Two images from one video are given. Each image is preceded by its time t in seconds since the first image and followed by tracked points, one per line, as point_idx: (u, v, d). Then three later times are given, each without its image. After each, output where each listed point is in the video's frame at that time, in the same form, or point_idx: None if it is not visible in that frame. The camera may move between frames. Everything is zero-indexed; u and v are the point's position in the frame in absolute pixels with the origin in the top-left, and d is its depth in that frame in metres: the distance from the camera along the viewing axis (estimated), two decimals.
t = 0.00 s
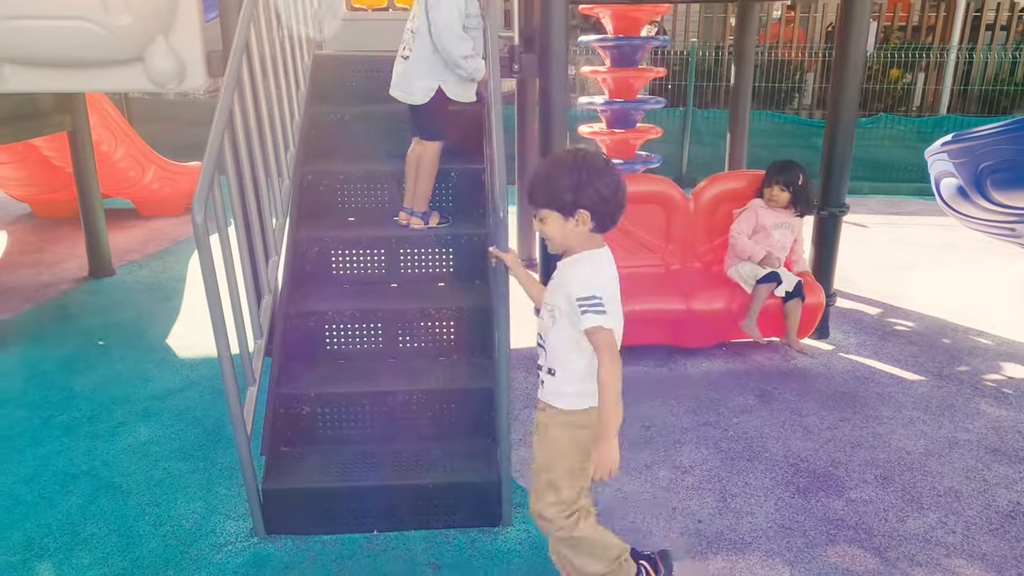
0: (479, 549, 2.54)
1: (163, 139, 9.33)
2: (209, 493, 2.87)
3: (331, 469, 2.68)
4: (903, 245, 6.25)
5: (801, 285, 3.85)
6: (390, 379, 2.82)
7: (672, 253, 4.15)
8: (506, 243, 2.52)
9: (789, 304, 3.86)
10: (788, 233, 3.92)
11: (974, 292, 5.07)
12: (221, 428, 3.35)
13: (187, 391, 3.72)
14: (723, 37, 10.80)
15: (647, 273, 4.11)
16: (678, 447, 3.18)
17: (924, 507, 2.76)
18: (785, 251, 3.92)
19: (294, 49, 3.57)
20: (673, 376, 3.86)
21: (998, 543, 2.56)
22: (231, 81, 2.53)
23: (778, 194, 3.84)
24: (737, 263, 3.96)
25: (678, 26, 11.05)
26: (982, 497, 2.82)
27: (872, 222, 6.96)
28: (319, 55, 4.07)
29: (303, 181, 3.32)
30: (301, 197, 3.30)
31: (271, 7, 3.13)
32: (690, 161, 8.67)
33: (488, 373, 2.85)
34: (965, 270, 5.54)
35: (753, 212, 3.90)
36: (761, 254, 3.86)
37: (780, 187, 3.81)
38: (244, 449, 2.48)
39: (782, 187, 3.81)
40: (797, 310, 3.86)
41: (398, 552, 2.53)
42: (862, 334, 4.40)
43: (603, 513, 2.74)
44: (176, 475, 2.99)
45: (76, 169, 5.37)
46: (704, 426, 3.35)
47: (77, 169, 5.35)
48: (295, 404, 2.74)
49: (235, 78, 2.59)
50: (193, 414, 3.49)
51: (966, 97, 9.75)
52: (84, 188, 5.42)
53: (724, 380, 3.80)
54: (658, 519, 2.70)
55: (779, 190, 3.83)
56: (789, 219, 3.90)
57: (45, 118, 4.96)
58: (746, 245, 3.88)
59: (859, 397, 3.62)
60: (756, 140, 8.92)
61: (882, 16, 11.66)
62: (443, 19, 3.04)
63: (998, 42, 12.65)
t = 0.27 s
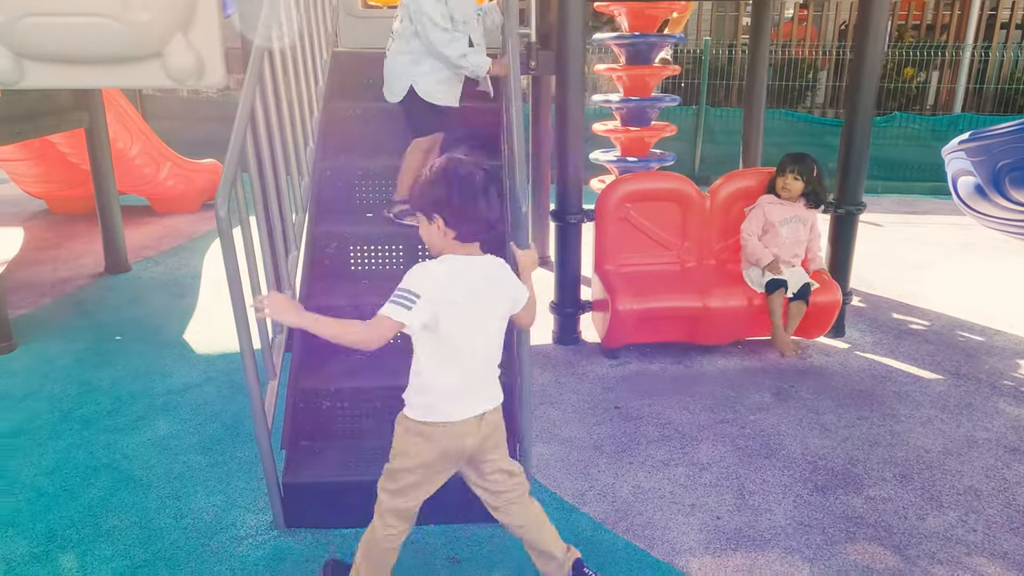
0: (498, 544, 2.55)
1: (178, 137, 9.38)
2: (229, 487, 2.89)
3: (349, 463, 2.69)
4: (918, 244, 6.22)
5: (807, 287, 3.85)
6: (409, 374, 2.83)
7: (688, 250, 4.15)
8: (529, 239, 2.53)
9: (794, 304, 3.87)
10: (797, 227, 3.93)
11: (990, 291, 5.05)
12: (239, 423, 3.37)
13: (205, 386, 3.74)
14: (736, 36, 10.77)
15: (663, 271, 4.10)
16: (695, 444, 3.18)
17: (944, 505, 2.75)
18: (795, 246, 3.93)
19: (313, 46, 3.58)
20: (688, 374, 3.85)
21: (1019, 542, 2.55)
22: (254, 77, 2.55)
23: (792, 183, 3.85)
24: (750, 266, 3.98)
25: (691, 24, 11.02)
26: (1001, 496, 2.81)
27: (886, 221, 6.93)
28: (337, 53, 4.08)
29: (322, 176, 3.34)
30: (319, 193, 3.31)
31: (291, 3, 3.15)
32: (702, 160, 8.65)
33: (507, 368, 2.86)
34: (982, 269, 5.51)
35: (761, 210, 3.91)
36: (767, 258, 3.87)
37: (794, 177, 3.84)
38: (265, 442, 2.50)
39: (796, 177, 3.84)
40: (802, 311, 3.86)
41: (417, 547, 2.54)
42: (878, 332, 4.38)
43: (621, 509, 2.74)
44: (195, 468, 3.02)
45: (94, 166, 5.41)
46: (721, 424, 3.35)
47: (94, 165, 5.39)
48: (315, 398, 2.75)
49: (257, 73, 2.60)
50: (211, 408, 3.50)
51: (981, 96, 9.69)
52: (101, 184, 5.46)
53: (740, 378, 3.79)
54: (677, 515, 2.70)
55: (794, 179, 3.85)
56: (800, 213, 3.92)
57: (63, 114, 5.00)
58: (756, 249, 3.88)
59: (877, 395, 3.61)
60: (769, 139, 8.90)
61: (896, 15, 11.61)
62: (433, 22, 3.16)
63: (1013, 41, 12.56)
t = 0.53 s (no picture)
0: (511, 543, 2.55)
1: (190, 137, 9.43)
2: (243, 485, 2.91)
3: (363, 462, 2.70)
4: (931, 246, 6.19)
5: (817, 288, 3.82)
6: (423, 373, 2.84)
7: (700, 251, 4.14)
8: (544, 241, 2.47)
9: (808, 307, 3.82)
10: (793, 229, 3.93)
11: (1005, 294, 5.02)
12: (253, 422, 3.39)
13: (218, 385, 3.76)
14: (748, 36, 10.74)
15: (675, 272, 4.10)
16: (708, 445, 3.18)
17: (959, 508, 2.74)
18: (793, 248, 3.93)
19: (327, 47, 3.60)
20: (700, 375, 3.85)
21: None
22: (270, 77, 2.56)
23: (781, 185, 3.87)
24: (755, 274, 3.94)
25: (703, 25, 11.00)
26: (1017, 499, 2.80)
27: (899, 223, 6.90)
28: (351, 53, 4.11)
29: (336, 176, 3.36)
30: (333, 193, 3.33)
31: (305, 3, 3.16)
32: (714, 161, 8.63)
33: (519, 368, 2.86)
34: (996, 271, 5.48)
35: (755, 215, 3.93)
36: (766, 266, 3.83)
37: (781, 177, 3.85)
38: (279, 440, 2.51)
39: (783, 177, 3.84)
40: (819, 312, 3.80)
41: (430, 546, 2.55)
42: (892, 334, 4.36)
43: (634, 510, 2.74)
44: (210, 467, 3.04)
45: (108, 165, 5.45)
46: (733, 425, 3.35)
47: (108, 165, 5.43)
48: (329, 398, 2.76)
49: (273, 74, 2.62)
50: (225, 407, 3.52)
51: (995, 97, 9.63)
52: (116, 184, 5.50)
53: (753, 380, 3.79)
54: (690, 516, 2.70)
55: (784, 181, 3.86)
56: (793, 215, 3.93)
57: (78, 113, 5.04)
58: (755, 254, 3.87)
59: (890, 397, 3.60)
60: (780, 139, 8.87)
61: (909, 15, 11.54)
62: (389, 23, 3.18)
63: None
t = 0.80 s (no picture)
0: (520, 546, 2.56)
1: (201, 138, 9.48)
2: (254, 486, 2.92)
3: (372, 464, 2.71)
4: (942, 249, 6.15)
5: (828, 291, 3.80)
6: (432, 375, 2.85)
7: (710, 254, 4.14)
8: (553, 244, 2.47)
9: (818, 311, 3.81)
10: (798, 232, 3.92)
11: (1017, 297, 4.99)
12: (263, 423, 3.40)
13: (229, 385, 3.78)
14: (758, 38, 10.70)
15: (685, 274, 4.10)
16: (717, 448, 3.17)
17: (970, 514, 2.73)
18: (802, 251, 3.91)
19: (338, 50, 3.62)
20: (709, 378, 3.84)
21: None
22: (281, 81, 2.58)
23: (783, 189, 3.89)
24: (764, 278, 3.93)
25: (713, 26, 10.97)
26: None
27: (910, 226, 6.86)
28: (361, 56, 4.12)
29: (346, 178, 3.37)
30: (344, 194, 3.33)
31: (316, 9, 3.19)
32: (723, 163, 8.61)
33: (528, 371, 2.86)
34: (1008, 275, 5.44)
35: (761, 218, 3.93)
36: (773, 270, 3.83)
37: (784, 181, 3.89)
38: (289, 441, 2.53)
39: (785, 181, 3.88)
40: (829, 317, 3.79)
41: (439, 548, 2.56)
42: (902, 338, 4.34)
43: (642, 513, 2.74)
44: (220, 467, 3.05)
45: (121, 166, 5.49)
46: (742, 429, 3.34)
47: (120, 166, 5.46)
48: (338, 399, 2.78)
49: (284, 77, 2.63)
50: (234, 408, 3.54)
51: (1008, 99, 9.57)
52: (128, 184, 5.54)
53: (762, 383, 3.78)
54: (698, 520, 2.70)
55: (785, 185, 3.89)
56: (800, 217, 3.92)
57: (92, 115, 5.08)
58: (762, 259, 3.87)
59: (900, 402, 3.58)
60: (790, 141, 8.84)
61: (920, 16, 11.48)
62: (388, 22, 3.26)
63: None
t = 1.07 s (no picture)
0: (529, 549, 2.56)
1: (211, 139, 9.52)
2: (264, 487, 2.94)
3: (382, 466, 2.71)
4: (953, 252, 6.12)
5: (838, 295, 3.79)
6: (442, 377, 2.86)
7: (720, 257, 4.14)
8: (564, 247, 2.47)
9: (830, 316, 3.80)
10: (809, 236, 3.90)
11: None
12: (273, 424, 3.42)
13: (240, 386, 3.80)
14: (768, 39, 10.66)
15: (695, 278, 4.10)
16: (726, 452, 3.17)
17: (981, 520, 2.71)
18: (813, 255, 3.90)
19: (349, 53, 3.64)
20: (718, 381, 3.84)
21: None
22: (293, 85, 2.60)
23: (795, 192, 3.88)
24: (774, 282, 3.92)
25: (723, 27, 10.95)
26: None
27: (920, 228, 6.83)
28: (372, 58, 4.14)
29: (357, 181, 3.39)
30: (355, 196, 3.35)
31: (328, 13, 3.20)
32: (733, 164, 8.59)
33: (537, 374, 2.87)
34: (1019, 278, 5.41)
35: (772, 222, 3.92)
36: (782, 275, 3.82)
37: (794, 185, 3.87)
38: (300, 443, 2.54)
39: (795, 185, 3.87)
40: (841, 322, 3.78)
41: (448, 551, 2.57)
42: (913, 342, 4.33)
43: (651, 517, 2.74)
44: (231, 468, 3.07)
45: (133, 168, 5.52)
46: (752, 432, 3.33)
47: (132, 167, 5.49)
48: (349, 402, 2.79)
49: (296, 81, 2.65)
50: (245, 409, 3.56)
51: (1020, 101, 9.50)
52: (139, 186, 5.58)
53: (771, 387, 3.77)
54: (708, 524, 2.70)
55: (797, 188, 3.87)
56: (810, 220, 3.91)
57: (104, 117, 5.11)
58: (772, 262, 3.86)
59: (911, 406, 3.57)
60: (800, 143, 8.81)
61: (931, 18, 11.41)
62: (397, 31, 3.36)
63: None
